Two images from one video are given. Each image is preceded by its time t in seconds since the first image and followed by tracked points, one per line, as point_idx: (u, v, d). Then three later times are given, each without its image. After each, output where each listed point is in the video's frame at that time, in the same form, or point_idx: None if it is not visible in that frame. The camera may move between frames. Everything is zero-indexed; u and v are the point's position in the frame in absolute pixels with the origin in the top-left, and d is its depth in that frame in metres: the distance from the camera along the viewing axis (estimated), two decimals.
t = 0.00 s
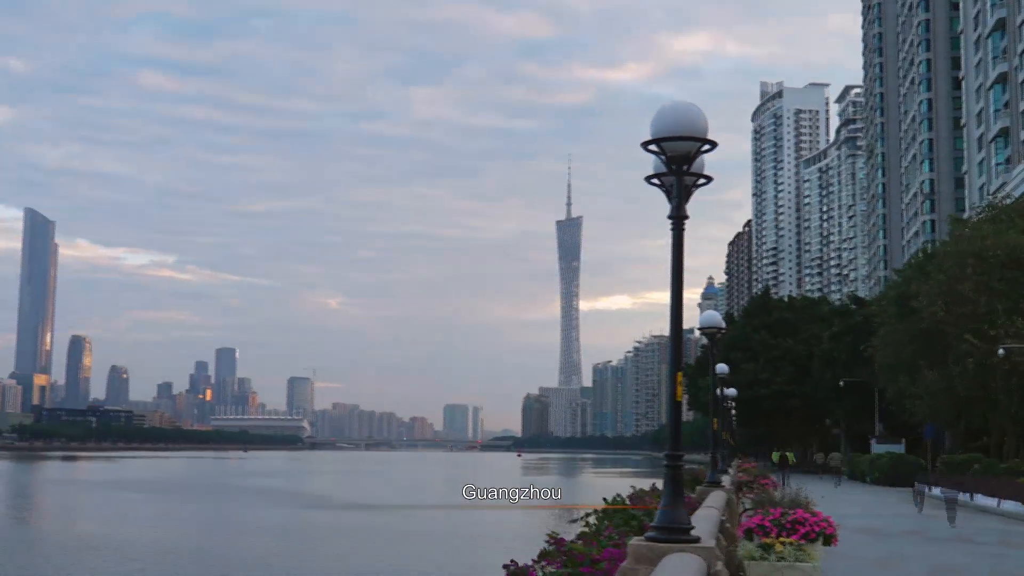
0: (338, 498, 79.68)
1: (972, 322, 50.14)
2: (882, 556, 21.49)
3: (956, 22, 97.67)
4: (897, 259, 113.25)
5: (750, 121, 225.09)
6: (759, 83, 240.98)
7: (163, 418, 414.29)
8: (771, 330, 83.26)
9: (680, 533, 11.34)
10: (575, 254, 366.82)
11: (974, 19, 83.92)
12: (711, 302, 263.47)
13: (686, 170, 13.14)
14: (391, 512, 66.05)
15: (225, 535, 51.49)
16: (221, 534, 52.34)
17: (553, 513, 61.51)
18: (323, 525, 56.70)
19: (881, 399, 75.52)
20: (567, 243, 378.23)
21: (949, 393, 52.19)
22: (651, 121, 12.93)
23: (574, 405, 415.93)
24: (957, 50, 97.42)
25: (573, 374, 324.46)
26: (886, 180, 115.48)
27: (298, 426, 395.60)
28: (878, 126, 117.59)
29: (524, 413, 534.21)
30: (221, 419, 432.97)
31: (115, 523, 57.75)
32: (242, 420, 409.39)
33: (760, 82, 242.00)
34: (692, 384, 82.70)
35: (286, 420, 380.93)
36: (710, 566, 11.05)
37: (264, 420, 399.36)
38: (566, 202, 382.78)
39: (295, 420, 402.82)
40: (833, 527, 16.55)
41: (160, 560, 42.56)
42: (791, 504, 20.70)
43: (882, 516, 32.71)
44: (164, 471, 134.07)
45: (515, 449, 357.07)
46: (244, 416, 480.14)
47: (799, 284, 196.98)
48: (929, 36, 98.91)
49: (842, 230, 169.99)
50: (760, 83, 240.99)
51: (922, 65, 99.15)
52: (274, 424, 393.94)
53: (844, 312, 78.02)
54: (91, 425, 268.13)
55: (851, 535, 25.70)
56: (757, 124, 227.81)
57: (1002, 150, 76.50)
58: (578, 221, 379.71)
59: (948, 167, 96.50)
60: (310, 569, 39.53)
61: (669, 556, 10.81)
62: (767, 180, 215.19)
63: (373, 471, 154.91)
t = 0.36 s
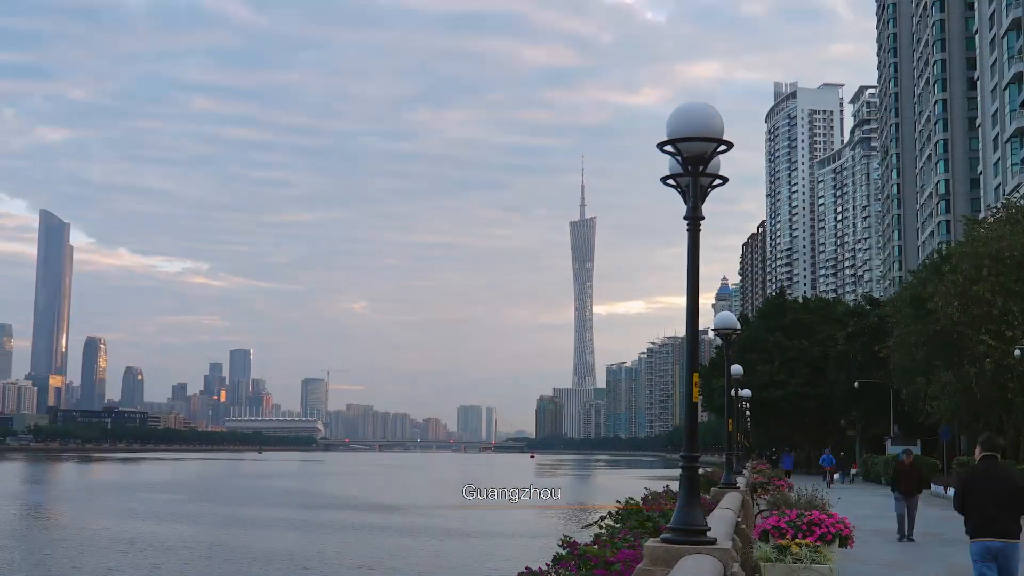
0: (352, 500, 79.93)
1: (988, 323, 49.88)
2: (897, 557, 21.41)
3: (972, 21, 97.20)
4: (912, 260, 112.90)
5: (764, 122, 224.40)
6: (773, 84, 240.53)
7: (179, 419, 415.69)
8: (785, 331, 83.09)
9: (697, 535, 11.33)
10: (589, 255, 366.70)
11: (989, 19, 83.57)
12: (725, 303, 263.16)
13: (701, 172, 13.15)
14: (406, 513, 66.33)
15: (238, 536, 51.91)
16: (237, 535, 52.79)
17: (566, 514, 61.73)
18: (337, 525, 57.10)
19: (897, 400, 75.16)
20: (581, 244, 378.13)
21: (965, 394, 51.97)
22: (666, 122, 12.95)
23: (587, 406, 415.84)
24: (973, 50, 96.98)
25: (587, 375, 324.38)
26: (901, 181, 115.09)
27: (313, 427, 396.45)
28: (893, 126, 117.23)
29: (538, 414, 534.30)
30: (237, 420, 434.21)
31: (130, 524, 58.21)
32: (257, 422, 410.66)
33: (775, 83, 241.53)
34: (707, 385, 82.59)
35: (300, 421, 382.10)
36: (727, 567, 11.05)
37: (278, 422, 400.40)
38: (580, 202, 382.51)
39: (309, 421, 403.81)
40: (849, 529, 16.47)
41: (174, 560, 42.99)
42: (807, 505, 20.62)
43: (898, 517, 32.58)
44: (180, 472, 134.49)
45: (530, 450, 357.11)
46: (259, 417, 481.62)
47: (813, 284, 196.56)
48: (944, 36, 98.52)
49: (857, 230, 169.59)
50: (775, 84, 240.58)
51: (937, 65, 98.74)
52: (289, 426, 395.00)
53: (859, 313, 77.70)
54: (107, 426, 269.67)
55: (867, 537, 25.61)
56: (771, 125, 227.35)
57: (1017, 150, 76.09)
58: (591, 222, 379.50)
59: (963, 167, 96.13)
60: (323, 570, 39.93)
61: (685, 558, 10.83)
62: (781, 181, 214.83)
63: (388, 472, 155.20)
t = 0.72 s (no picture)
0: (366, 501, 79.97)
1: (1007, 324, 49.57)
2: (914, 559, 21.43)
3: (988, 21, 96.69)
4: (928, 261, 112.50)
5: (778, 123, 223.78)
6: (789, 84, 239.79)
7: (195, 421, 416.58)
8: (802, 333, 82.84)
9: (712, 537, 11.32)
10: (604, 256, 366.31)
11: (1005, 19, 83.27)
12: (740, 305, 262.72)
13: (719, 171, 13.15)
14: (420, 514, 66.31)
15: (251, 536, 52.09)
16: (249, 535, 53.21)
17: (580, 516, 61.80)
18: (350, 527, 57.24)
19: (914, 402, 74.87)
20: (596, 246, 377.76)
21: (983, 396, 51.71)
22: (684, 123, 12.94)
23: (603, 408, 415.40)
24: (989, 50, 96.51)
25: (602, 376, 324.20)
26: (917, 182, 114.65)
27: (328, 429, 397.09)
28: (909, 127, 116.74)
29: (553, 416, 534.02)
30: (252, 422, 435.17)
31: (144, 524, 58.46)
32: (272, 423, 411.44)
33: (790, 83, 240.62)
34: (723, 387, 82.43)
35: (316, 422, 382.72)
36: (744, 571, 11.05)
37: (294, 423, 401.33)
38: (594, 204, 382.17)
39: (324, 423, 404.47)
40: (867, 532, 16.41)
41: (187, 560, 43.24)
42: (826, 508, 20.52)
43: (916, 520, 32.46)
44: (197, 475, 134.75)
45: (545, 452, 356.89)
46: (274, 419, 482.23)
47: (829, 285, 195.94)
48: (960, 36, 98.10)
49: (873, 232, 169.05)
50: (790, 84, 239.79)
51: (953, 65, 98.28)
52: (304, 427, 395.81)
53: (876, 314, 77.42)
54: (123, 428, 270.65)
55: (885, 539, 25.47)
56: (786, 125, 226.72)
57: None
58: (606, 221, 378.90)
59: (979, 168, 95.71)
60: (338, 569, 40.21)
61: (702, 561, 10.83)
62: (796, 182, 214.29)
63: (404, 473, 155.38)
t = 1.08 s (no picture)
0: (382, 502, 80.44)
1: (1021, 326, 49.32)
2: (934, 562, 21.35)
3: (1004, 21, 96.25)
4: (944, 262, 112.03)
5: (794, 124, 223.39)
6: (804, 85, 239.11)
7: (210, 422, 417.42)
8: (816, 334, 82.65)
9: (731, 538, 11.30)
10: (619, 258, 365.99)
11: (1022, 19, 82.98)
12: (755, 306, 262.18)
13: (735, 173, 13.21)
14: (434, 516, 66.62)
15: (268, 537, 52.48)
16: (267, 535, 53.56)
17: (595, 518, 61.95)
18: (365, 528, 57.53)
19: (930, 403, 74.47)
20: (611, 247, 377.50)
21: (998, 398, 51.48)
22: (700, 124, 13.00)
23: (618, 410, 414.93)
24: (1006, 50, 96.08)
25: (617, 378, 323.78)
26: (933, 182, 114.22)
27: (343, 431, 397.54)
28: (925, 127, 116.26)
29: (568, 418, 533.66)
30: (266, 424, 436.04)
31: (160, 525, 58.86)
32: (287, 425, 412.16)
33: (805, 84, 239.95)
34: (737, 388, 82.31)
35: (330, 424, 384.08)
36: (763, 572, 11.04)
37: (309, 425, 401.95)
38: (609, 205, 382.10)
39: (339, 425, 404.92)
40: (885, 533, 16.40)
41: (202, 560, 43.69)
42: (843, 510, 20.45)
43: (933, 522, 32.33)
44: (212, 476, 135.02)
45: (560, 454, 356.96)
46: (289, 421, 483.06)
47: (844, 286, 195.27)
48: (976, 36, 97.68)
49: (889, 232, 168.41)
50: (805, 85, 239.12)
51: (969, 65, 97.88)
52: (319, 429, 396.42)
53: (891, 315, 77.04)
54: (139, 430, 271.83)
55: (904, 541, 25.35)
56: (801, 126, 226.16)
57: None
58: (620, 223, 378.61)
59: (996, 168, 95.32)
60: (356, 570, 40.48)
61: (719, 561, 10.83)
62: (812, 183, 213.69)
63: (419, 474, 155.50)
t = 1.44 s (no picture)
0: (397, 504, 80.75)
1: None
2: (954, 564, 21.24)
3: (1021, 21, 95.83)
4: (960, 263, 111.75)
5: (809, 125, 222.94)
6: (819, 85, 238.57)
7: (226, 425, 418.29)
8: (832, 336, 82.51)
9: (749, 542, 11.29)
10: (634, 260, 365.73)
11: None
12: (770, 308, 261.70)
13: (753, 174, 13.26)
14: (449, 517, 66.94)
15: (282, 537, 52.82)
16: (291, 535, 54.14)
17: (609, 518, 62.08)
18: (388, 529, 57.95)
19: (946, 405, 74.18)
20: (626, 249, 377.31)
21: (1015, 399, 51.26)
22: (717, 124, 13.07)
23: (632, 412, 414.70)
24: (1022, 50, 95.66)
25: (632, 380, 323.79)
26: (948, 183, 113.98)
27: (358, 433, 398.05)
28: (940, 128, 115.90)
29: (583, 420, 533.60)
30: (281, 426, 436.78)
31: (181, 526, 59.39)
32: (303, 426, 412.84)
33: (820, 84, 239.39)
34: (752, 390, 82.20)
35: (345, 426, 384.96)
36: None
37: (325, 427, 402.69)
38: (624, 207, 382.17)
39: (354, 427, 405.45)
40: (901, 535, 16.37)
41: (225, 559, 44.14)
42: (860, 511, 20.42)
43: (951, 523, 32.27)
44: (229, 478, 135.41)
45: (575, 455, 356.85)
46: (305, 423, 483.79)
47: (859, 287, 194.68)
48: (992, 36, 97.34)
49: (904, 233, 167.86)
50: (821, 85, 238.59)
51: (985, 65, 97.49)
52: (334, 431, 397.11)
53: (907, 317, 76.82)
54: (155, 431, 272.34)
55: (924, 544, 25.25)
56: (817, 127, 225.70)
57: None
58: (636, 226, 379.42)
59: (1012, 168, 95.04)
60: (382, 569, 40.88)
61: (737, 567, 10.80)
62: (827, 184, 213.22)
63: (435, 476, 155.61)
